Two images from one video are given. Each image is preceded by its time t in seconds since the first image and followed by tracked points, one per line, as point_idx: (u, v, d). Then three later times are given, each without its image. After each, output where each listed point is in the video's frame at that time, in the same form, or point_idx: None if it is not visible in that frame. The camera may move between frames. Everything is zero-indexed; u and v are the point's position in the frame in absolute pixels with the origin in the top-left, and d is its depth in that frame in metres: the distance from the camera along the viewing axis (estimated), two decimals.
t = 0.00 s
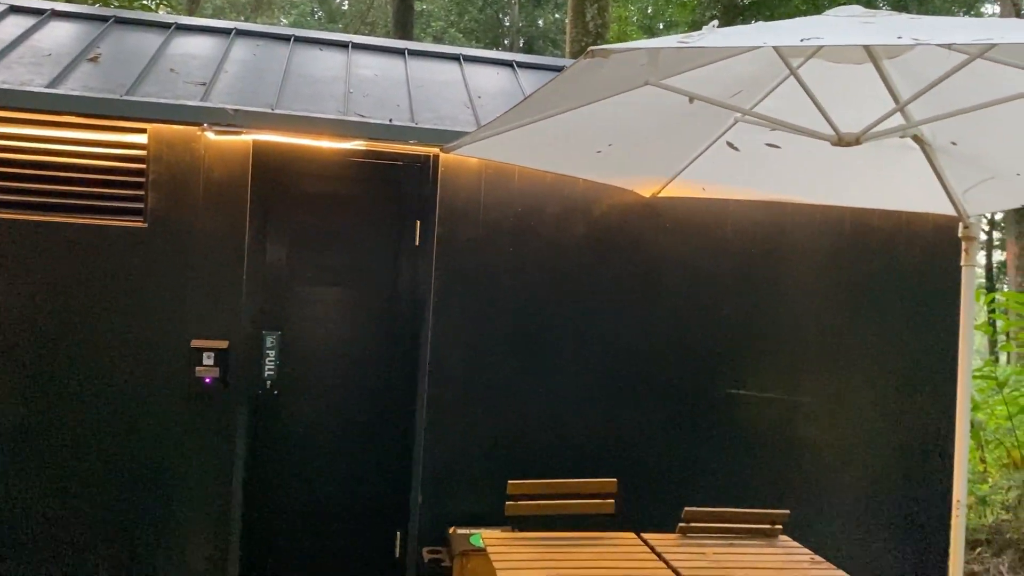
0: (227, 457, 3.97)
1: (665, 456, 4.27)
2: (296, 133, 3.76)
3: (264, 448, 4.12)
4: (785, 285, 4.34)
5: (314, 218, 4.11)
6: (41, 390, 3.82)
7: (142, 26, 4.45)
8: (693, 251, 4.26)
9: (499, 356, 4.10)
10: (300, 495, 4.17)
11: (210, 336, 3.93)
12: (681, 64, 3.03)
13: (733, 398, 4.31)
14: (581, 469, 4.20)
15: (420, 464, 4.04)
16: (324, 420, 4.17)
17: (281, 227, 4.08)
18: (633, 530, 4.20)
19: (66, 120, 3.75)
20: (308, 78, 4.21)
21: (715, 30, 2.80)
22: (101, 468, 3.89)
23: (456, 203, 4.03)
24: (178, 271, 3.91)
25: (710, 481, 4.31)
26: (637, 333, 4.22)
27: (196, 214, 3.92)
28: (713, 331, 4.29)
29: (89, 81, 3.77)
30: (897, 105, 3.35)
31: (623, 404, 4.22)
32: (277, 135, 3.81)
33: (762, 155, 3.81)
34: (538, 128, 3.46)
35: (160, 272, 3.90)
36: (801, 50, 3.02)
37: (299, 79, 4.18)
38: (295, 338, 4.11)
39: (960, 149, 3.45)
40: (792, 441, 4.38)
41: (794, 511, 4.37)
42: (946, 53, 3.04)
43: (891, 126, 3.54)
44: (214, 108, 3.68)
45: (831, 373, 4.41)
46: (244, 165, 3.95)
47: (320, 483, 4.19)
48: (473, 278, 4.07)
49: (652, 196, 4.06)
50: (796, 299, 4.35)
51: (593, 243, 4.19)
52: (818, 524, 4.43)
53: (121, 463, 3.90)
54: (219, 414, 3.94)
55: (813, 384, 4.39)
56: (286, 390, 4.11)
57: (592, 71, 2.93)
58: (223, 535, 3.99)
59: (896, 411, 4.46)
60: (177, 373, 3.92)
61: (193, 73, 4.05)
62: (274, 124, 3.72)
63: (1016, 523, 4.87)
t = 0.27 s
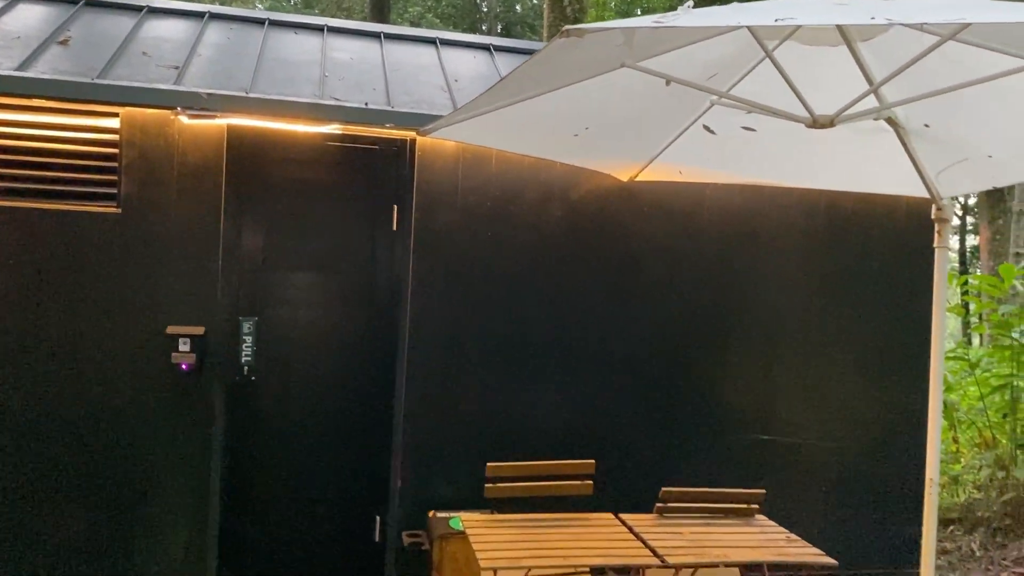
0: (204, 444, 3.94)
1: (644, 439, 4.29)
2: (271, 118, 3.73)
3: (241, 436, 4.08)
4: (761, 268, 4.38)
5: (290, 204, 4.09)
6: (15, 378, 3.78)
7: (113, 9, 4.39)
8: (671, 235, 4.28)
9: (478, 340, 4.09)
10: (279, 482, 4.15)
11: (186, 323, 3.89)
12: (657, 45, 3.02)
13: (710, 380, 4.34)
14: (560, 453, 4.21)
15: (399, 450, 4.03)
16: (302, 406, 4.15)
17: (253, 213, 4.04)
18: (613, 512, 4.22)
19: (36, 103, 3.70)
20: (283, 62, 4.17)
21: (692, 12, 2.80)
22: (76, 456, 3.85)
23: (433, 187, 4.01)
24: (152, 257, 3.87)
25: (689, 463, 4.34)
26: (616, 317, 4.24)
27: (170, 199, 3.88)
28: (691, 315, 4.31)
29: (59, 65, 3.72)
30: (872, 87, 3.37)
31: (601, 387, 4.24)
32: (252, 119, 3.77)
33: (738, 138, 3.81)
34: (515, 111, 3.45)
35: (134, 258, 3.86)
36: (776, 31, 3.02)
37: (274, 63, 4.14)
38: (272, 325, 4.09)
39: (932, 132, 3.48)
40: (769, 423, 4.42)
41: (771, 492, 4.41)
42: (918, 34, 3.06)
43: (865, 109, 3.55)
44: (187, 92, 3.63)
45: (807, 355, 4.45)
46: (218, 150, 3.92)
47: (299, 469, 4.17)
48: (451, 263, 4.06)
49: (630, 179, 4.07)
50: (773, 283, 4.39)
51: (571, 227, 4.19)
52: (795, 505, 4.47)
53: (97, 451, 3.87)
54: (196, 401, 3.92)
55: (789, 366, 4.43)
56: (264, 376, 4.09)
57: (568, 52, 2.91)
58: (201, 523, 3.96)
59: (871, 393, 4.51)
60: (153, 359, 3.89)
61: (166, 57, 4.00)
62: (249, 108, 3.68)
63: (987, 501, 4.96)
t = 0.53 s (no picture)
0: (181, 429, 3.91)
1: (623, 421, 4.31)
2: (247, 100, 3.68)
3: (218, 420, 4.07)
4: (740, 251, 4.40)
5: (267, 188, 4.08)
6: None
7: None
8: (649, 218, 4.29)
9: (457, 324, 4.09)
10: (258, 466, 4.13)
11: (161, 308, 3.85)
12: (633, 23, 2.99)
13: (689, 362, 4.37)
14: (540, 435, 4.22)
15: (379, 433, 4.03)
16: (281, 390, 4.14)
17: (233, 199, 4.05)
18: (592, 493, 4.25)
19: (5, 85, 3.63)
20: (258, 44, 4.13)
21: None
22: (51, 442, 3.81)
23: (411, 169, 3.99)
24: (126, 241, 3.82)
25: (669, 445, 4.37)
26: (595, 300, 4.25)
27: (144, 183, 3.83)
28: (670, 297, 4.33)
29: (28, 46, 3.65)
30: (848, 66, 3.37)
31: (581, 369, 4.25)
32: (227, 102, 3.73)
33: (715, 119, 3.82)
34: (493, 92, 3.41)
35: (107, 243, 3.81)
36: (755, 10, 3.00)
37: (249, 45, 4.09)
38: (250, 309, 4.08)
39: (907, 112, 3.50)
40: (747, 404, 4.46)
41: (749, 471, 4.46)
42: (893, 13, 3.06)
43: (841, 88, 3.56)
44: (160, 74, 3.58)
45: (785, 337, 4.48)
46: (193, 132, 3.85)
47: (278, 453, 4.16)
48: (430, 246, 4.04)
49: (608, 162, 4.08)
50: (751, 265, 4.41)
51: (550, 210, 4.19)
52: (773, 485, 4.51)
53: (72, 438, 3.83)
54: (173, 386, 3.88)
55: (767, 348, 4.47)
56: (242, 360, 4.08)
57: (543, 30, 2.88)
58: (179, 509, 3.93)
59: (848, 374, 4.56)
60: (128, 345, 3.85)
61: (138, 39, 3.94)
62: (224, 90, 3.63)
63: (962, 480, 5.05)
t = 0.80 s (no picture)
0: (158, 415, 3.87)
1: (603, 403, 4.32)
2: (221, 81, 3.62)
3: (194, 407, 3.99)
4: (718, 233, 4.42)
5: (241, 169, 3.99)
6: None
7: None
8: (628, 200, 4.30)
9: (436, 306, 4.08)
10: (234, 452, 4.07)
11: (137, 292, 3.81)
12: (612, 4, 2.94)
13: (669, 344, 4.38)
14: (520, 418, 4.22)
15: (358, 417, 4.02)
16: (257, 375, 4.07)
17: (207, 181, 3.94)
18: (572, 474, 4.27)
19: None
20: (232, 25, 4.06)
21: None
22: (25, 429, 3.76)
23: (388, 151, 3.98)
24: (99, 224, 3.77)
25: (648, 426, 4.39)
26: (574, 282, 4.25)
27: (116, 165, 3.78)
28: (650, 279, 4.34)
29: None
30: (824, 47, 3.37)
31: (560, 352, 4.25)
32: (200, 82, 3.69)
33: (693, 100, 3.81)
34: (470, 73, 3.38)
35: (80, 226, 3.75)
36: None
37: (222, 26, 4.03)
38: (224, 292, 4.00)
39: (883, 93, 3.53)
40: (727, 385, 4.48)
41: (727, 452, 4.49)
42: None
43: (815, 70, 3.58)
44: (132, 54, 3.52)
45: (763, 319, 4.51)
46: (165, 113, 3.81)
47: (256, 439, 4.10)
48: (408, 229, 4.03)
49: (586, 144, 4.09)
50: (729, 247, 4.43)
51: (529, 192, 4.18)
52: (752, 465, 4.55)
53: (46, 424, 3.77)
54: (149, 371, 3.85)
55: (746, 330, 4.49)
56: (218, 344, 4.00)
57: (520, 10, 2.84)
58: (156, 495, 3.90)
59: (825, 355, 4.60)
60: (103, 329, 3.80)
61: (109, 19, 3.86)
62: (197, 71, 3.58)
63: (936, 460, 5.11)
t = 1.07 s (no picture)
0: (132, 401, 3.84)
1: (580, 385, 4.34)
2: (191, 61, 3.57)
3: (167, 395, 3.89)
4: (694, 214, 4.44)
5: (212, 151, 3.88)
6: None
7: None
8: (604, 182, 4.30)
9: (412, 289, 4.07)
10: (208, 442, 3.96)
11: (109, 277, 3.77)
12: None
13: (646, 326, 4.40)
14: (498, 400, 4.23)
15: (334, 400, 4.01)
16: (230, 362, 3.97)
17: (178, 163, 3.84)
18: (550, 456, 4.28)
19: None
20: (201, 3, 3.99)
21: None
22: None
23: (363, 133, 3.96)
24: (68, 208, 3.72)
25: (626, 408, 4.41)
26: (551, 264, 4.25)
27: (85, 148, 3.72)
28: (626, 261, 4.35)
29: None
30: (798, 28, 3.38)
31: (538, 334, 4.26)
32: (169, 64, 3.64)
33: (670, 82, 3.81)
34: (444, 54, 3.36)
35: (49, 210, 3.70)
36: None
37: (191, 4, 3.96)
38: (198, 278, 3.90)
39: (856, 74, 3.55)
40: (703, 367, 4.51)
41: (704, 433, 4.53)
42: None
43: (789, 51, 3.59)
44: (99, 34, 3.46)
45: (739, 300, 4.54)
46: (134, 94, 3.76)
47: (232, 429, 3.99)
48: (383, 211, 4.01)
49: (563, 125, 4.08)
50: (705, 229, 4.45)
51: (505, 174, 4.17)
52: (729, 446, 4.59)
53: (17, 412, 3.73)
54: (122, 356, 3.81)
55: (722, 311, 4.52)
56: (191, 330, 3.90)
57: None
58: (131, 481, 3.87)
59: (800, 336, 4.64)
60: (74, 315, 3.75)
61: None
62: (167, 51, 3.53)
63: (908, 440, 5.20)
